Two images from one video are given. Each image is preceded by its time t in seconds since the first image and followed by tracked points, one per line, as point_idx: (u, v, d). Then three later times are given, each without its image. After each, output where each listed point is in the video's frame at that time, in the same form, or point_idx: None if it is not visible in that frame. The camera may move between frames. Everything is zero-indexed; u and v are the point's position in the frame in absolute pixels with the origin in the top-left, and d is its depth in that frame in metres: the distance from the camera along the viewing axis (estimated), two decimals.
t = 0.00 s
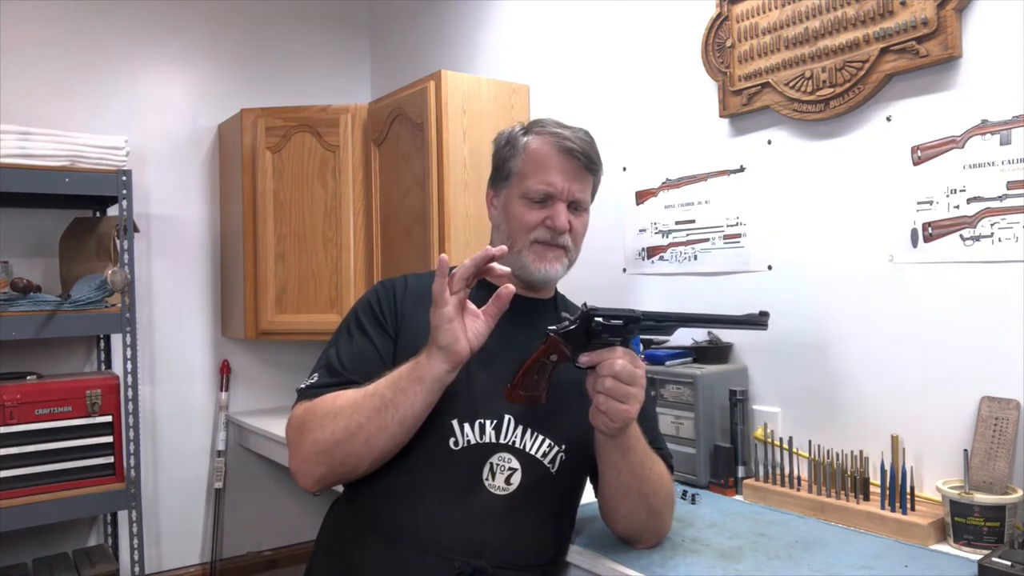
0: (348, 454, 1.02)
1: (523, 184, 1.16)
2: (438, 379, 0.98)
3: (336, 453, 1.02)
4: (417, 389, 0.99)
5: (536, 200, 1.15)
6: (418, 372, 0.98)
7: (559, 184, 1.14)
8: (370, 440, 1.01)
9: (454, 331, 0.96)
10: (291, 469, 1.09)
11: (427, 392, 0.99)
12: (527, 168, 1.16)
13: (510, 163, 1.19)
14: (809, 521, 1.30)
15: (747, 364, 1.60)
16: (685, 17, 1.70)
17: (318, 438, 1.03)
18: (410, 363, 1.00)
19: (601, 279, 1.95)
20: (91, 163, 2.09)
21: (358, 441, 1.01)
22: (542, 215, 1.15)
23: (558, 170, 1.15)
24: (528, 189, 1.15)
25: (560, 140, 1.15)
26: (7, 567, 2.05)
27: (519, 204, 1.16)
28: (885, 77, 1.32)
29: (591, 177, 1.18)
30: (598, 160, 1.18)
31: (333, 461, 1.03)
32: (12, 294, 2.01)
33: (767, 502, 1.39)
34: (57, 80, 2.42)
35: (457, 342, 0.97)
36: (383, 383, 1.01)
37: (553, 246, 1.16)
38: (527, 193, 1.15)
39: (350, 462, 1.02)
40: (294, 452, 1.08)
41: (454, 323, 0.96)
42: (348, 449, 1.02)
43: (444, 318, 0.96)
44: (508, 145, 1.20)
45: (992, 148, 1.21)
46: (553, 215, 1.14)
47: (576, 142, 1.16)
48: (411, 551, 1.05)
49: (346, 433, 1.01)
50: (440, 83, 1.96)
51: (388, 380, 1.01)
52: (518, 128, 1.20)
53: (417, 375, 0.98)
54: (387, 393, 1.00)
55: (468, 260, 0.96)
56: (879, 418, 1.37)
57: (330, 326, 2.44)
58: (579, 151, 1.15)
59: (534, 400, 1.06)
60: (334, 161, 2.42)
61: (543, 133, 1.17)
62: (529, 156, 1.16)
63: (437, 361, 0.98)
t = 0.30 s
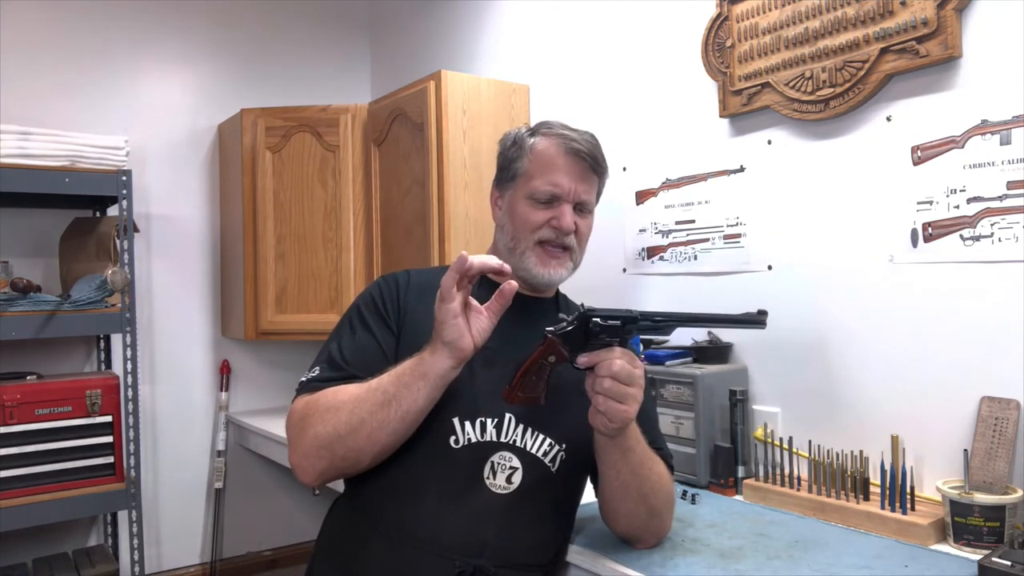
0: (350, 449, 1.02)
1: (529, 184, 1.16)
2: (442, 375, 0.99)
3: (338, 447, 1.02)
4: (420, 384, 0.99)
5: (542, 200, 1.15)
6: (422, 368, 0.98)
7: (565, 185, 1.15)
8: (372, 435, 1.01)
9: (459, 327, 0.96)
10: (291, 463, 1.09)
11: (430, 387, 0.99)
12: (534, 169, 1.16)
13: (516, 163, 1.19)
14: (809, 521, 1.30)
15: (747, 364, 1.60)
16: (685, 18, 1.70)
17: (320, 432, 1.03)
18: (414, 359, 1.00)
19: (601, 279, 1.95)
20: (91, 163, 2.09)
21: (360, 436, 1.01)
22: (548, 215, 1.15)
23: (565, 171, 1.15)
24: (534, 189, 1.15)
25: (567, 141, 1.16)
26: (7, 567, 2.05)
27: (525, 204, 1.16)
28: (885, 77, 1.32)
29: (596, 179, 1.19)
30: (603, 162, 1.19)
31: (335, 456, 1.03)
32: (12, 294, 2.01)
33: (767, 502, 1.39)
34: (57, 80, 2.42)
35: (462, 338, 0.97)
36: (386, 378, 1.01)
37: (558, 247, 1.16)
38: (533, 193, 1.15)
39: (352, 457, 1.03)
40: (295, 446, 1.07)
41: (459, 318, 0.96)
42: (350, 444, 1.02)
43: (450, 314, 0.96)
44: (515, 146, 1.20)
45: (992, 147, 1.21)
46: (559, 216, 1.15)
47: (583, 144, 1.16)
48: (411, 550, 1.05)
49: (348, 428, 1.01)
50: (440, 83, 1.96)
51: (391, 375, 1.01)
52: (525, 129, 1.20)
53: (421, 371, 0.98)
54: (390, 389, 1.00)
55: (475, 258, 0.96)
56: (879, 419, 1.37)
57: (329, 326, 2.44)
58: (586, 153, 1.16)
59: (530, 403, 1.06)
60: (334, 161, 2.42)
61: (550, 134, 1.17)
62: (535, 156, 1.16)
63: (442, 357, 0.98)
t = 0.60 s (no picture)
0: (355, 447, 1.02)
1: (529, 183, 1.16)
2: (448, 372, 0.99)
3: (344, 445, 1.02)
4: (426, 381, 0.99)
5: (542, 199, 1.15)
6: (428, 365, 0.99)
7: (566, 184, 1.15)
8: (378, 433, 1.01)
9: (465, 321, 0.97)
10: (295, 463, 1.09)
11: (437, 384, 0.99)
12: (534, 167, 1.16)
13: (517, 162, 1.19)
14: (809, 521, 1.30)
15: (747, 364, 1.60)
16: (685, 18, 1.70)
17: (325, 430, 1.03)
18: (420, 356, 1.01)
19: (601, 279, 1.95)
20: (91, 163, 2.09)
21: (366, 434, 1.01)
22: (548, 214, 1.15)
23: (565, 170, 1.15)
24: (534, 187, 1.15)
25: (568, 141, 1.16)
26: (8, 567, 2.05)
27: (525, 203, 1.16)
28: (885, 77, 1.32)
29: (597, 178, 1.18)
30: (605, 162, 1.19)
31: (340, 455, 1.03)
32: (12, 294, 2.01)
33: (767, 502, 1.39)
34: (56, 80, 2.42)
35: (467, 333, 0.98)
36: (392, 376, 1.01)
37: (558, 245, 1.16)
38: (533, 191, 1.16)
39: (357, 456, 1.03)
40: (299, 445, 1.07)
41: (464, 313, 0.97)
42: (356, 442, 1.02)
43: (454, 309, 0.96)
44: (516, 145, 1.20)
45: (992, 148, 1.21)
46: (559, 214, 1.15)
47: (583, 143, 1.16)
48: (414, 549, 1.05)
49: (353, 426, 1.01)
50: (441, 83, 1.96)
51: (397, 372, 1.01)
52: (526, 129, 1.20)
53: (427, 368, 0.99)
54: (396, 386, 1.00)
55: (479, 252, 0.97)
56: (879, 419, 1.37)
57: (329, 326, 2.44)
58: (586, 151, 1.15)
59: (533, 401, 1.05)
60: (334, 161, 2.42)
61: (551, 133, 1.17)
62: (535, 155, 1.16)
63: (448, 354, 0.98)
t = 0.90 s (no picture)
0: (356, 454, 1.02)
1: (521, 183, 1.16)
2: (450, 383, 0.99)
3: (344, 452, 1.02)
4: (428, 391, 0.99)
5: (534, 199, 1.16)
6: (431, 375, 0.98)
7: (557, 182, 1.15)
8: (379, 441, 1.01)
9: (469, 334, 0.96)
10: (296, 466, 1.09)
11: (439, 395, 0.99)
12: (526, 167, 1.16)
13: (510, 163, 1.19)
14: (809, 521, 1.30)
15: (747, 364, 1.60)
16: (685, 18, 1.70)
17: (326, 436, 1.03)
18: (422, 365, 1.00)
19: (602, 279, 1.95)
20: (91, 163, 2.09)
21: (367, 441, 1.01)
22: (540, 213, 1.15)
23: (557, 169, 1.15)
24: (526, 188, 1.16)
25: (559, 139, 1.16)
26: (8, 567, 2.05)
27: (518, 203, 1.17)
28: (885, 77, 1.32)
29: (590, 175, 1.18)
30: (598, 159, 1.18)
31: (340, 460, 1.03)
32: (12, 294, 2.01)
33: (767, 502, 1.39)
34: (56, 80, 2.42)
35: (471, 347, 0.97)
36: (394, 384, 1.01)
37: (552, 245, 1.16)
38: (526, 191, 1.16)
39: (358, 462, 1.03)
40: (300, 449, 1.07)
41: (470, 327, 0.96)
42: (356, 449, 1.02)
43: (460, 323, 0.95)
44: (509, 146, 1.21)
45: (992, 148, 1.21)
46: (551, 213, 1.15)
47: (574, 141, 1.16)
48: (415, 550, 1.05)
49: (354, 432, 1.01)
50: (440, 83, 1.96)
51: (399, 381, 1.01)
52: (518, 128, 1.21)
53: (429, 378, 0.98)
54: (398, 394, 1.00)
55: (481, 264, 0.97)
56: (879, 419, 1.37)
57: (329, 326, 2.44)
58: (577, 149, 1.15)
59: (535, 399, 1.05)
60: (334, 161, 2.42)
61: (542, 133, 1.17)
62: (526, 155, 1.17)
63: (450, 365, 0.98)
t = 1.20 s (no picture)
0: (355, 453, 1.02)
1: (515, 186, 1.17)
2: (450, 382, 0.99)
3: (344, 451, 1.02)
4: (428, 390, 0.99)
5: (528, 202, 1.16)
6: (430, 374, 0.99)
7: (549, 186, 1.15)
8: (379, 439, 1.01)
9: (469, 329, 0.97)
10: (294, 466, 1.09)
11: (438, 394, 0.99)
12: (518, 171, 1.17)
13: (504, 167, 1.20)
14: (809, 520, 1.30)
15: (747, 364, 1.60)
16: (685, 18, 1.70)
17: (326, 435, 1.03)
18: (422, 364, 1.00)
19: (601, 279, 1.95)
20: (91, 163, 2.09)
21: (367, 440, 1.01)
22: (533, 217, 1.16)
23: (549, 171, 1.16)
24: (519, 191, 1.17)
25: (551, 142, 1.16)
26: (8, 567, 2.05)
27: (512, 206, 1.18)
28: (885, 77, 1.32)
29: (585, 176, 1.17)
30: (593, 159, 1.17)
31: (339, 460, 1.03)
32: (12, 294, 2.01)
33: (767, 502, 1.39)
34: (56, 80, 2.42)
35: (470, 342, 0.98)
36: (394, 383, 1.01)
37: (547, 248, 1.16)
38: (519, 195, 1.17)
39: (357, 462, 1.03)
40: (299, 448, 1.07)
41: (469, 321, 0.97)
42: (356, 448, 1.02)
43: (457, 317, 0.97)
44: (504, 148, 1.22)
45: (992, 148, 1.21)
46: (544, 216, 1.15)
47: (565, 142, 1.16)
48: (415, 552, 1.05)
49: (354, 432, 1.01)
50: (440, 83, 1.96)
51: (399, 379, 1.01)
52: (513, 131, 1.21)
53: (429, 377, 0.99)
54: (398, 393, 1.00)
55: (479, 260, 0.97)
56: (880, 418, 1.37)
57: (329, 326, 2.44)
58: (568, 151, 1.15)
59: (531, 397, 1.05)
60: (334, 161, 2.42)
61: (534, 135, 1.18)
62: (519, 158, 1.17)
63: (450, 363, 0.98)
